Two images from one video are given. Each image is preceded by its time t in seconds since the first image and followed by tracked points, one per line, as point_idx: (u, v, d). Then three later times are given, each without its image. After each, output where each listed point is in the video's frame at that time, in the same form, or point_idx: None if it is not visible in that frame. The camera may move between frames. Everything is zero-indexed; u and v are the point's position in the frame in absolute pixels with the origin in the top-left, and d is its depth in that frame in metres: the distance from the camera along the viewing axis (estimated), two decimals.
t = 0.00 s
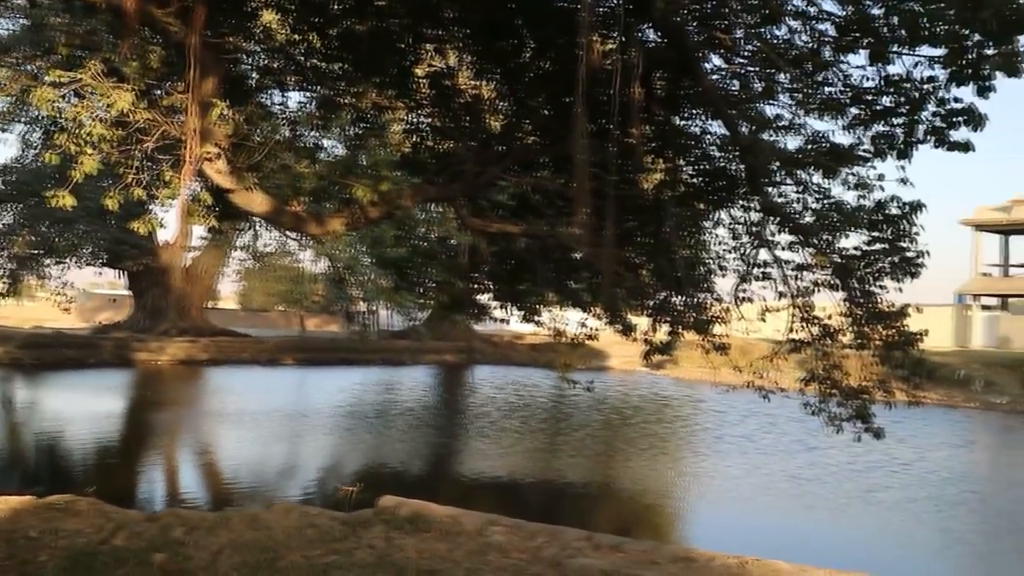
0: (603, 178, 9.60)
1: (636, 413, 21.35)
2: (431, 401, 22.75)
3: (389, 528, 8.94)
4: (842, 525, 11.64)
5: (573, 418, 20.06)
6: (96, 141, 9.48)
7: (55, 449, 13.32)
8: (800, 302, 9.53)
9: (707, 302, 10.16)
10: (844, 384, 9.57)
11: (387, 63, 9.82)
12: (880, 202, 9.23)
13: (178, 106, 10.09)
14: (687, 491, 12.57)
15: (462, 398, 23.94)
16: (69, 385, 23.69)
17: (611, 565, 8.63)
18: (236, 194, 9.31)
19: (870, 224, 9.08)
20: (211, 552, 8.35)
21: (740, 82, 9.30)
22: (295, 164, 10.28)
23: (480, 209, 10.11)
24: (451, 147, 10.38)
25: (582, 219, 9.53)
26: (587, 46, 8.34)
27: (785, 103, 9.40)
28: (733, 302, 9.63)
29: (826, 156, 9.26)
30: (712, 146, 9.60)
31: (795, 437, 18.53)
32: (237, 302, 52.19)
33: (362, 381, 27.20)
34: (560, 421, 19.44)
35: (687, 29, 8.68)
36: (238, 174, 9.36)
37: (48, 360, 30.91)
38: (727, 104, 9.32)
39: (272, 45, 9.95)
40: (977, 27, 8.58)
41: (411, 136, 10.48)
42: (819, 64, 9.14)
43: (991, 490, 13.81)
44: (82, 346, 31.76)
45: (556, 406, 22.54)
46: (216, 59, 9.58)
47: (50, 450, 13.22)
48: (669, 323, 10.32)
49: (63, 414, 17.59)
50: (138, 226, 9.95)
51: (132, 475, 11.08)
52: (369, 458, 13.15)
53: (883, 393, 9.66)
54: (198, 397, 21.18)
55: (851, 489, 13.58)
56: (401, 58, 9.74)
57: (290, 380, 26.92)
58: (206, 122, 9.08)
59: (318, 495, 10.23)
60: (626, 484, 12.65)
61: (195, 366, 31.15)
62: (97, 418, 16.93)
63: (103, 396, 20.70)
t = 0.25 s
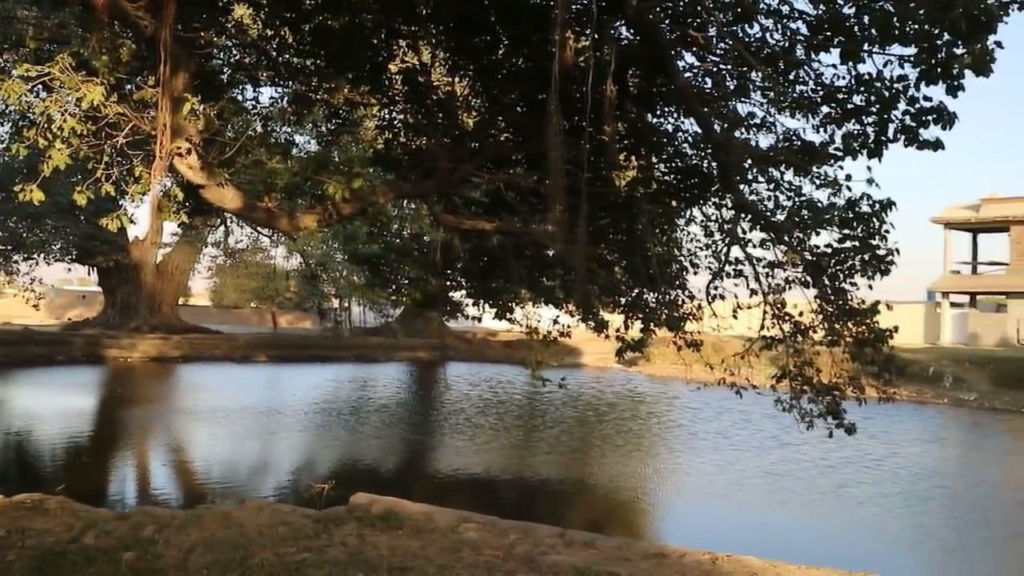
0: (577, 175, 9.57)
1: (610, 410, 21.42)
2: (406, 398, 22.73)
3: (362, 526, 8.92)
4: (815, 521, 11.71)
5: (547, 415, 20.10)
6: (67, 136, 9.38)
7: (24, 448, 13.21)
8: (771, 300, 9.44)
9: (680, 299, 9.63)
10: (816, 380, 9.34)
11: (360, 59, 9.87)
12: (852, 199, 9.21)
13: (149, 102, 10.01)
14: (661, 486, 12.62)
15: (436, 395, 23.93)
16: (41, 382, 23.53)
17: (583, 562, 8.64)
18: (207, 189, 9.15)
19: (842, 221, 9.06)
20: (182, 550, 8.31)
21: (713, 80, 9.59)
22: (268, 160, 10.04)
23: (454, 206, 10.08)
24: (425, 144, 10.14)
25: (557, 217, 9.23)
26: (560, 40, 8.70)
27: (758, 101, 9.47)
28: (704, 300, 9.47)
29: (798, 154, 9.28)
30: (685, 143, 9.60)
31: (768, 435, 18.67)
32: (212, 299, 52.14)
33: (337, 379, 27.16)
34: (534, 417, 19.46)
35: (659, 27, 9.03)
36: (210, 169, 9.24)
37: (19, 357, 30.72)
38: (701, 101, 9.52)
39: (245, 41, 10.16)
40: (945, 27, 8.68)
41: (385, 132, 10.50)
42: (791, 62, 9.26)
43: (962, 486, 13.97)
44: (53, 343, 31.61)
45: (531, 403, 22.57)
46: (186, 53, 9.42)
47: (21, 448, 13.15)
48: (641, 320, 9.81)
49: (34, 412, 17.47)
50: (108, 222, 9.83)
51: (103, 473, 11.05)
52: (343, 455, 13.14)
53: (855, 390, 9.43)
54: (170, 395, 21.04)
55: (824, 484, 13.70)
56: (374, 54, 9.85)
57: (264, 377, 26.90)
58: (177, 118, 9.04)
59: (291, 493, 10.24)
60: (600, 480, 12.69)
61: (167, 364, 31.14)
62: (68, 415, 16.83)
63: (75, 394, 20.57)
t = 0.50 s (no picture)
0: (555, 172, 9.56)
1: (588, 408, 21.44)
2: (385, 396, 22.66)
3: (339, 523, 8.90)
4: (793, 516, 11.77)
5: (526, 413, 20.09)
6: (41, 131, 9.28)
7: None
8: (749, 297, 9.44)
9: (659, 297, 9.64)
10: (793, 378, 9.33)
11: (338, 57, 9.82)
12: (828, 198, 9.19)
13: (126, 97, 9.93)
14: (640, 484, 12.65)
15: (416, 392, 23.88)
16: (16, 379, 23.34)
17: (561, 559, 8.66)
18: (183, 186, 9.08)
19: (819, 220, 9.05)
20: (157, 548, 8.27)
21: (691, 78, 9.61)
22: (245, 156, 9.95)
23: (432, 204, 10.07)
24: (402, 141, 10.06)
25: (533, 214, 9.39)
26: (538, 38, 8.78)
27: (736, 99, 9.45)
28: (682, 297, 9.45)
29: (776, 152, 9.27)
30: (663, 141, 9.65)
31: (747, 433, 18.74)
32: (188, 296, 52.04)
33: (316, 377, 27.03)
34: (513, 415, 19.43)
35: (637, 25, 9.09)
36: (188, 166, 9.15)
37: None
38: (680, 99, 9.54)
39: (223, 36, 10.04)
40: (921, 27, 8.66)
41: (363, 130, 10.46)
42: (768, 61, 9.27)
43: (938, 482, 14.09)
44: (27, 340, 31.41)
45: (511, 400, 22.56)
46: (163, 49, 9.34)
47: None
48: (620, 318, 9.80)
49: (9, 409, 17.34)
50: (83, 218, 9.74)
51: (79, 471, 11.01)
52: (321, 453, 13.10)
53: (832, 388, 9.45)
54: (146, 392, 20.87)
55: (801, 480, 13.80)
56: (351, 51, 9.78)
57: (241, 375, 26.84)
58: (154, 113, 9.01)
59: (269, 491, 10.22)
60: (579, 477, 12.70)
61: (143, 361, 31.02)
62: (43, 413, 16.73)
63: (50, 391, 20.44)
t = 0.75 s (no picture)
0: (530, 170, 9.56)
1: (565, 407, 21.41)
2: (362, 395, 22.55)
3: (313, 522, 8.90)
4: (768, 512, 11.83)
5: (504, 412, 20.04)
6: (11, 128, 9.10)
7: None
8: (724, 295, 9.45)
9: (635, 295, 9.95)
10: (767, 375, 9.54)
11: (315, 54, 9.80)
12: (803, 197, 9.16)
13: (98, 93, 9.81)
14: (617, 481, 12.65)
15: (393, 392, 23.80)
16: None
17: (534, 556, 8.67)
18: (158, 183, 9.04)
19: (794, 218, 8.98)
20: (130, 548, 8.22)
21: (666, 77, 9.48)
22: (218, 153, 9.93)
23: (408, 201, 10.06)
24: (377, 138, 10.24)
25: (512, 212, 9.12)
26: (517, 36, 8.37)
27: (711, 98, 9.51)
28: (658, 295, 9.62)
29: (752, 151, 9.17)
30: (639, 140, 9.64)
31: (723, 430, 18.79)
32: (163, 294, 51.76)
33: (293, 377, 26.87)
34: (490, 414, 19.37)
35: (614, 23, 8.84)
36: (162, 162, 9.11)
37: None
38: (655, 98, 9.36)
39: (199, 33, 9.82)
40: (897, 27, 8.81)
41: (338, 127, 10.36)
42: (744, 60, 9.21)
43: (912, 478, 14.20)
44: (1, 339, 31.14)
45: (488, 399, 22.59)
46: (138, 46, 9.32)
47: None
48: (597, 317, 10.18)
49: None
50: (55, 216, 9.61)
51: (51, 471, 10.97)
52: (295, 453, 13.03)
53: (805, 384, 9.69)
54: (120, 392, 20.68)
55: (777, 477, 13.86)
56: (327, 47, 9.67)
57: (216, 374, 26.77)
58: (129, 110, 8.93)
59: (245, 490, 10.24)
60: (556, 476, 12.69)
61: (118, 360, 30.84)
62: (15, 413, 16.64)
63: (24, 390, 20.29)
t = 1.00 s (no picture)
0: (500, 168, 9.56)
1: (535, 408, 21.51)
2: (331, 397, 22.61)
3: (282, 522, 8.87)
4: (739, 507, 11.91)
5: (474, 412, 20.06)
6: None
7: None
8: (694, 293, 9.34)
9: (605, 293, 9.90)
10: (737, 373, 9.54)
11: (285, 52, 9.73)
12: (772, 195, 9.17)
13: (65, 89, 9.62)
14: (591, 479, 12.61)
15: (364, 393, 23.85)
16: None
17: (504, 554, 8.67)
18: (126, 181, 8.92)
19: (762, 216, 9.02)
20: (96, 550, 8.16)
21: (637, 75, 9.49)
22: (188, 150, 9.78)
23: (378, 199, 10.02)
24: (348, 137, 10.18)
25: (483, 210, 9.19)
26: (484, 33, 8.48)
27: (680, 97, 9.45)
28: (628, 293, 9.57)
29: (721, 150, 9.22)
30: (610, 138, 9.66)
31: (693, 430, 18.94)
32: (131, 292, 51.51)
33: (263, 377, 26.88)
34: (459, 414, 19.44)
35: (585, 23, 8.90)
36: (130, 161, 8.94)
37: None
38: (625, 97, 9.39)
39: (167, 28, 9.69)
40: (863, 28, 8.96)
41: (310, 125, 10.27)
42: (714, 59, 9.23)
43: (881, 474, 14.38)
44: None
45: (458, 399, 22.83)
46: (105, 42, 9.11)
47: None
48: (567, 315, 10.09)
49: None
50: (21, 214, 9.42)
51: (16, 472, 10.95)
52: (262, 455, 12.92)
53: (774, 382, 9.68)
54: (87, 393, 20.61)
55: (748, 473, 13.96)
56: (298, 45, 9.66)
57: (185, 375, 26.71)
58: (95, 107, 8.78)
59: (213, 492, 10.29)
60: (527, 476, 12.60)
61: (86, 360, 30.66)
62: None
63: None
